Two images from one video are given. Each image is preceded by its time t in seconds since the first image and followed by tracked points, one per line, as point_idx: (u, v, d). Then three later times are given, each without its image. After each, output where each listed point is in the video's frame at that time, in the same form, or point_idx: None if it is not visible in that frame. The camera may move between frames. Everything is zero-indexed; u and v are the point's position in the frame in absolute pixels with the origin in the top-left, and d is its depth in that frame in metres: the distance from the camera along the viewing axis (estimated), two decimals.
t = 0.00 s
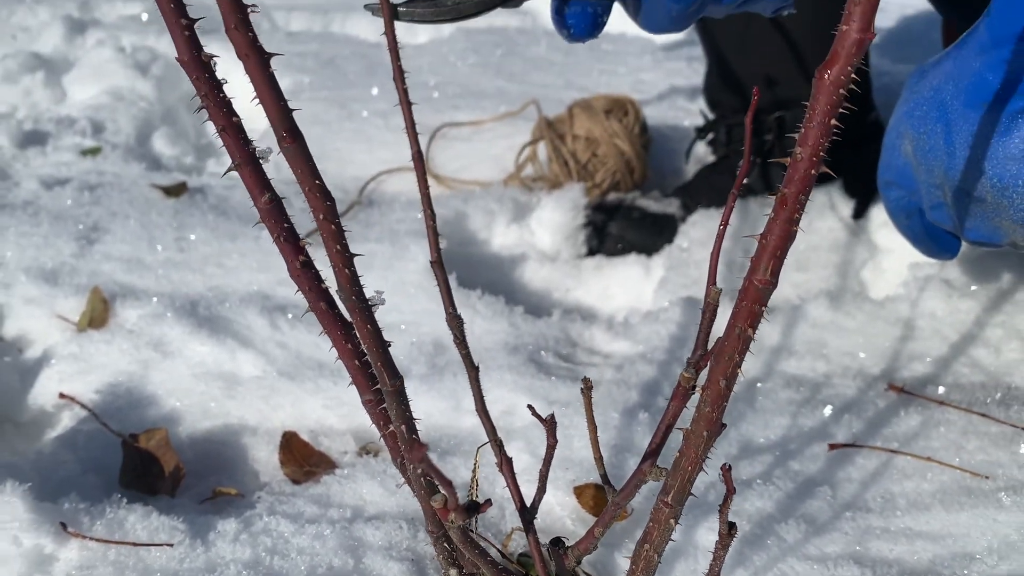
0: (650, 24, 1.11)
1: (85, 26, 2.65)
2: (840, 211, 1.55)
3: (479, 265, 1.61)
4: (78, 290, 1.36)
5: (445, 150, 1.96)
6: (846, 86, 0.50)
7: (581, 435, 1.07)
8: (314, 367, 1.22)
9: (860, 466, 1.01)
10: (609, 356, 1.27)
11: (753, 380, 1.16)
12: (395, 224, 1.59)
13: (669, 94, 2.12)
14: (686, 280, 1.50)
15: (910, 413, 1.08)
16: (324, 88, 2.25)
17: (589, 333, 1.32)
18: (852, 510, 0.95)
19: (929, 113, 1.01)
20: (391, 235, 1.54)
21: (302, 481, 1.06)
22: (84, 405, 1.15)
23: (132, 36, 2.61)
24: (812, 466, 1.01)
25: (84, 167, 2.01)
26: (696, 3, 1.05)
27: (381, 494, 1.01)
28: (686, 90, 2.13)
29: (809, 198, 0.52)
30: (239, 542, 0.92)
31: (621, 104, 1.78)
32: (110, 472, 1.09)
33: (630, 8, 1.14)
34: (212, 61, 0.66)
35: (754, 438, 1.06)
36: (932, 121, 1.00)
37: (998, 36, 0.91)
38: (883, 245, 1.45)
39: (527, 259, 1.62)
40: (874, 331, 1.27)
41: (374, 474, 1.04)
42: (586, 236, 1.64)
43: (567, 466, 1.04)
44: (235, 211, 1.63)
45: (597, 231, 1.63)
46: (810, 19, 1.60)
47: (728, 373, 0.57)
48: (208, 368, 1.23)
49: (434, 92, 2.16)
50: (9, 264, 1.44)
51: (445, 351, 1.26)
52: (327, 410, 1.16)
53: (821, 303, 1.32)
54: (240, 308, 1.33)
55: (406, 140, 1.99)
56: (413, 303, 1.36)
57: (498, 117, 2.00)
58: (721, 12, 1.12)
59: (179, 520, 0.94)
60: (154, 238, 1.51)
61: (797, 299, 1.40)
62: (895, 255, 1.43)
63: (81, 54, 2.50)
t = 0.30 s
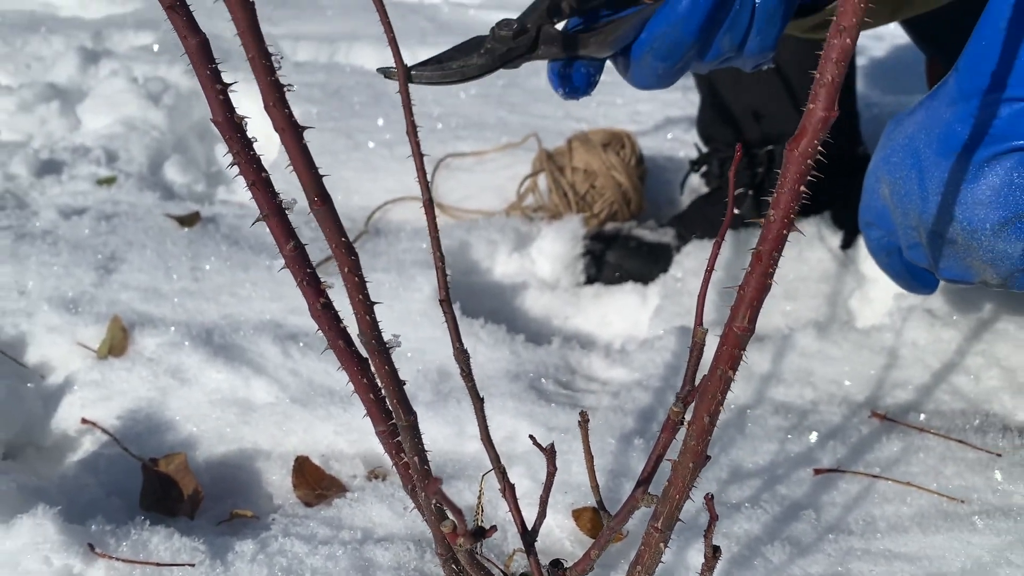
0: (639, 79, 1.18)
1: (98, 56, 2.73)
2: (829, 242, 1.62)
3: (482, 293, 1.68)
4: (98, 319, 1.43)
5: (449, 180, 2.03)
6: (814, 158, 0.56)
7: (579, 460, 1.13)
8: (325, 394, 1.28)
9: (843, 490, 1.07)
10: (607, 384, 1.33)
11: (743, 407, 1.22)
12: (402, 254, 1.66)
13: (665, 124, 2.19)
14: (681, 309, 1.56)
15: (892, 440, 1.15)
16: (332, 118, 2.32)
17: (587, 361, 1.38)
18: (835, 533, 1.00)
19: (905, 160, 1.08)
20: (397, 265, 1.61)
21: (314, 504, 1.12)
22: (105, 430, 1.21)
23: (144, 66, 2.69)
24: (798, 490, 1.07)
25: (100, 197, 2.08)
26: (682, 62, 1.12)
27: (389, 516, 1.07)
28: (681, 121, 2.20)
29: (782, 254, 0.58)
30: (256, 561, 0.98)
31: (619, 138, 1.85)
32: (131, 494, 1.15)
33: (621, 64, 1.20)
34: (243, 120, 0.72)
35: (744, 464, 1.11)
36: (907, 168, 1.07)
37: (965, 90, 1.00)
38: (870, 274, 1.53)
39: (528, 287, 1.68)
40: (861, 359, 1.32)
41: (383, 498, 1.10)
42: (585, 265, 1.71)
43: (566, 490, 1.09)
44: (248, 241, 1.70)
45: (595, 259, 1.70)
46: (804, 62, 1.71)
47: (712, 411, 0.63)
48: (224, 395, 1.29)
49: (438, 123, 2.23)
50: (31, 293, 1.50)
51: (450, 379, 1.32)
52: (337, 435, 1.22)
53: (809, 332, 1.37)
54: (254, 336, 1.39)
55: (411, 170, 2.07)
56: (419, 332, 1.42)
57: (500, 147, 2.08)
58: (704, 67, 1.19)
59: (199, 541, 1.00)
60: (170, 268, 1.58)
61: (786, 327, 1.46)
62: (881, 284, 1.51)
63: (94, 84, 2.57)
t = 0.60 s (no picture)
0: (649, 124, 1.26)
1: (114, 85, 2.80)
2: (825, 269, 1.69)
3: (491, 320, 1.74)
4: (125, 345, 1.49)
5: (457, 209, 2.09)
6: (807, 211, 0.63)
7: (589, 481, 1.19)
8: (344, 418, 1.34)
9: (840, 509, 1.13)
10: (614, 408, 1.39)
11: (744, 430, 1.28)
12: (414, 282, 1.72)
13: (666, 154, 2.27)
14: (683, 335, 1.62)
15: (886, 462, 1.21)
16: (342, 147, 2.39)
17: (594, 385, 1.44)
18: (832, 550, 1.06)
19: (893, 203, 1.19)
20: (411, 292, 1.67)
21: (336, 523, 1.18)
22: (135, 452, 1.27)
23: (158, 95, 2.76)
24: (797, 509, 1.13)
25: (120, 225, 2.15)
26: (689, 108, 1.20)
27: (409, 535, 1.12)
28: (682, 151, 2.28)
29: (780, 296, 0.64)
30: None
31: (622, 169, 1.92)
32: (160, 514, 1.20)
33: (631, 109, 1.29)
34: (284, 170, 0.79)
35: (746, 484, 1.17)
36: (895, 210, 1.18)
37: (947, 139, 1.11)
38: (865, 300, 1.60)
39: (535, 313, 1.75)
40: (857, 383, 1.38)
41: (402, 517, 1.15)
42: (590, 291, 1.77)
43: (577, 511, 1.15)
44: (266, 269, 1.76)
45: (600, 286, 1.76)
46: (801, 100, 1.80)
47: (717, 438, 0.69)
48: (248, 419, 1.34)
49: (446, 152, 2.30)
50: (59, 320, 1.56)
51: (463, 403, 1.37)
52: (357, 457, 1.27)
53: (806, 358, 1.43)
54: (274, 362, 1.45)
55: (421, 199, 2.14)
56: (433, 358, 1.48)
57: (506, 177, 2.15)
58: (709, 113, 1.27)
59: (230, 559, 1.05)
60: (192, 296, 1.64)
61: (785, 353, 1.52)
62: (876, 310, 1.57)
63: (110, 113, 2.64)
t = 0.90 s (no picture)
0: (635, 146, 1.33)
1: (115, 105, 2.84)
2: (815, 284, 1.72)
3: (487, 335, 1.77)
4: (127, 363, 1.52)
5: (454, 226, 2.13)
6: (784, 232, 0.65)
7: (582, 494, 1.21)
8: (342, 433, 1.36)
9: (828, 521, 1.15)
10: (607, 422, 1.42)
11: (735, 444, 1.30)
12: (411, 299, 1.75)
13: (660, 172, 2.30)
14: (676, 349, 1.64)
15: (874, 474, 1.23)
16: (341, 166, 2.43)
17: (588, 400, 1.47)
18: (820, 560, 1.08)
19: (873, 225, 1.26)
20: (408, 309, 1.70)
21: (335, 537, 1.20)
22: (136, 468, 1.29)
23: (159, 115, 2.80)
24: (786, 521, 1.15)
25: (122, 244, 2.18)
26: (673, 130, 1.27)
27: (405, 547, 1.15)
28: (675, 168, 2.32)
29: (759, 315, 0.67)
30: None
31: (615, 187, 1.96)
32: (162, 529, 1.23)
33: (617, 131, 1.34)
34: (282, 194, 0.82)
35: (736, 497, 1.19)
36: (876, 231, 1.25)
37: (926, 163, 1.18)
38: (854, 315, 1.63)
39: (531, 328, 1.77)
40: (846, 397, 1.40)
41: (399, 531, 1.17)
42: (585, 307, 1.80)
43: (570, 523, 1.17)
44: (266, 287, 1.79)
45: (595, 301, 1.79)
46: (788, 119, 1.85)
47: (701, 451, 0.72)
48: (248, 435, 1.37)
49: (443, 170, 2.34)
50: (62, 338, 1.59)
51: (459, 418, 1.40)
52: (355, 472, 1.30)
53: (796, 372, 1.45)
54: (273, 379, 1.48)
55: (418, 217, 2.18)
56: (430, 374, 1.51)
57: (501, 194, 2.19)
58: (693, 136, 1.35)
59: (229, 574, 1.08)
60: (193, 314, 1.66)
61: (775, 367, 1.55)
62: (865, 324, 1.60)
63: (111, 132, 2.68)
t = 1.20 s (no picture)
0: (620, 168, 1.35)
1: (112, 120, 2.86)
2: (804, 296, 1.73)
3: (480, 349, 1.78)
4: (123, 380, 1.53)
5: (447, 240, 2.14)
6: (756, 258, 0.66)
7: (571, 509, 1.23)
8: (335, 449, 1.38)
9: (814, 534, 1.17)
10: (598, 436, 1.43)
11: (723, 457, 1.32)
12: (405, 313, 1.77)
13: (651, 184, 2.32)
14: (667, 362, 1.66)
15: (860, 487, 1.25)
16: (336, 180, 2.45)
17: (579, 414, 1.49)
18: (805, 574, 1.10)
19: (855, 244, 1.30)
20: (401, 324, 1.72)
21: (327, 553, 1.21)
22: (131, 485, 1.31)
23: (156, 130, 2.82)
24: (772, 534, 1.17)
25: (118, 259, 2.20)
26: (658, 152, 1.29)
27: (396, 563, 1.16)
28: (667, 181, 2.34)
29: (733, 338, 0.68)
30: None
31: (606, 201, 1.97)
32: (157, 545, 1.24)
33: (602, 153, 1.37)
34: (270, 220, 0.84)
35: (723, 511, 1.21)
36: (857, 251, 1.29)
37: (904, 184, 1.22)
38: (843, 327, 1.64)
39: (523, 342, 1.79)
40: (833, 410, 1.42)
41: (390, 547, 1.19)
42: (576, 320, 1.82)
43: (559, 538, 1.18)
44: (261, 303, 1.81)
45: (586, 314, 1.82)
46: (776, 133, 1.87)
47: (679, 470, 0.74)
48: (242, 451, 1.39)
49: (437, 184, 2.36)
50: (58, 355, 1.61)
51: (451, 433, 1.42)
52: (347, 487, 1.31)
53: (783, 385, 1.46)
54: (267, 395, 1.50)
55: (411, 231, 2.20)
56: (422, 389, 1.52)
57: (494, 208, 2.20)
58: (677, 157, 1.37)
59: None
60: (188, 330, 1.68)
61: (764, 379, 1.56)
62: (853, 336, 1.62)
63: (108, 147, 2.70)
